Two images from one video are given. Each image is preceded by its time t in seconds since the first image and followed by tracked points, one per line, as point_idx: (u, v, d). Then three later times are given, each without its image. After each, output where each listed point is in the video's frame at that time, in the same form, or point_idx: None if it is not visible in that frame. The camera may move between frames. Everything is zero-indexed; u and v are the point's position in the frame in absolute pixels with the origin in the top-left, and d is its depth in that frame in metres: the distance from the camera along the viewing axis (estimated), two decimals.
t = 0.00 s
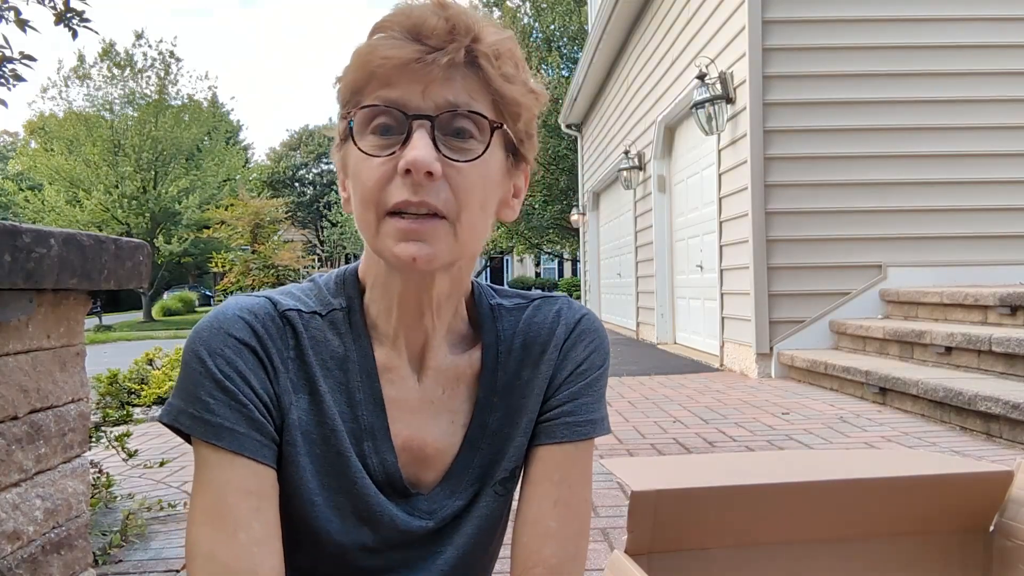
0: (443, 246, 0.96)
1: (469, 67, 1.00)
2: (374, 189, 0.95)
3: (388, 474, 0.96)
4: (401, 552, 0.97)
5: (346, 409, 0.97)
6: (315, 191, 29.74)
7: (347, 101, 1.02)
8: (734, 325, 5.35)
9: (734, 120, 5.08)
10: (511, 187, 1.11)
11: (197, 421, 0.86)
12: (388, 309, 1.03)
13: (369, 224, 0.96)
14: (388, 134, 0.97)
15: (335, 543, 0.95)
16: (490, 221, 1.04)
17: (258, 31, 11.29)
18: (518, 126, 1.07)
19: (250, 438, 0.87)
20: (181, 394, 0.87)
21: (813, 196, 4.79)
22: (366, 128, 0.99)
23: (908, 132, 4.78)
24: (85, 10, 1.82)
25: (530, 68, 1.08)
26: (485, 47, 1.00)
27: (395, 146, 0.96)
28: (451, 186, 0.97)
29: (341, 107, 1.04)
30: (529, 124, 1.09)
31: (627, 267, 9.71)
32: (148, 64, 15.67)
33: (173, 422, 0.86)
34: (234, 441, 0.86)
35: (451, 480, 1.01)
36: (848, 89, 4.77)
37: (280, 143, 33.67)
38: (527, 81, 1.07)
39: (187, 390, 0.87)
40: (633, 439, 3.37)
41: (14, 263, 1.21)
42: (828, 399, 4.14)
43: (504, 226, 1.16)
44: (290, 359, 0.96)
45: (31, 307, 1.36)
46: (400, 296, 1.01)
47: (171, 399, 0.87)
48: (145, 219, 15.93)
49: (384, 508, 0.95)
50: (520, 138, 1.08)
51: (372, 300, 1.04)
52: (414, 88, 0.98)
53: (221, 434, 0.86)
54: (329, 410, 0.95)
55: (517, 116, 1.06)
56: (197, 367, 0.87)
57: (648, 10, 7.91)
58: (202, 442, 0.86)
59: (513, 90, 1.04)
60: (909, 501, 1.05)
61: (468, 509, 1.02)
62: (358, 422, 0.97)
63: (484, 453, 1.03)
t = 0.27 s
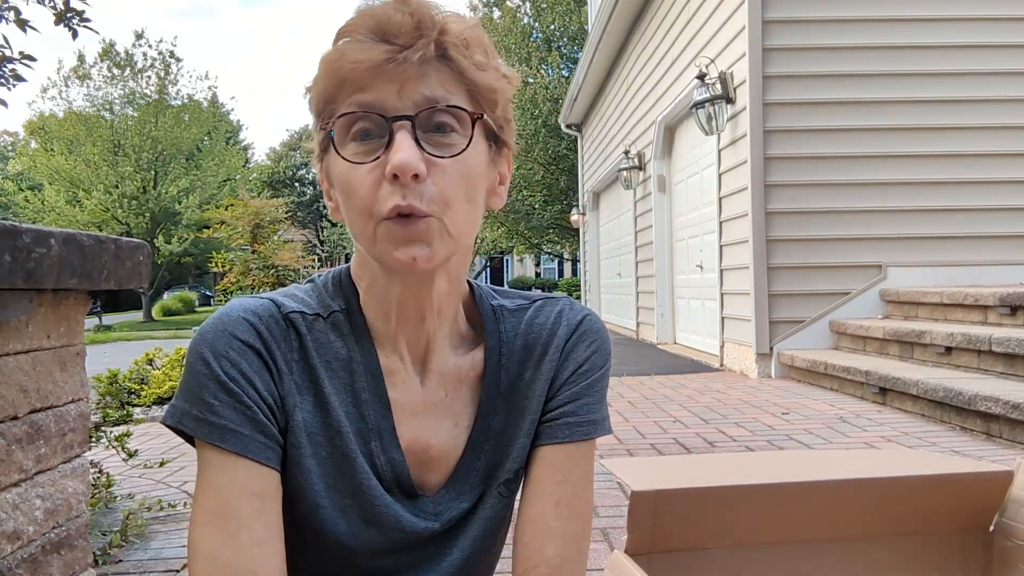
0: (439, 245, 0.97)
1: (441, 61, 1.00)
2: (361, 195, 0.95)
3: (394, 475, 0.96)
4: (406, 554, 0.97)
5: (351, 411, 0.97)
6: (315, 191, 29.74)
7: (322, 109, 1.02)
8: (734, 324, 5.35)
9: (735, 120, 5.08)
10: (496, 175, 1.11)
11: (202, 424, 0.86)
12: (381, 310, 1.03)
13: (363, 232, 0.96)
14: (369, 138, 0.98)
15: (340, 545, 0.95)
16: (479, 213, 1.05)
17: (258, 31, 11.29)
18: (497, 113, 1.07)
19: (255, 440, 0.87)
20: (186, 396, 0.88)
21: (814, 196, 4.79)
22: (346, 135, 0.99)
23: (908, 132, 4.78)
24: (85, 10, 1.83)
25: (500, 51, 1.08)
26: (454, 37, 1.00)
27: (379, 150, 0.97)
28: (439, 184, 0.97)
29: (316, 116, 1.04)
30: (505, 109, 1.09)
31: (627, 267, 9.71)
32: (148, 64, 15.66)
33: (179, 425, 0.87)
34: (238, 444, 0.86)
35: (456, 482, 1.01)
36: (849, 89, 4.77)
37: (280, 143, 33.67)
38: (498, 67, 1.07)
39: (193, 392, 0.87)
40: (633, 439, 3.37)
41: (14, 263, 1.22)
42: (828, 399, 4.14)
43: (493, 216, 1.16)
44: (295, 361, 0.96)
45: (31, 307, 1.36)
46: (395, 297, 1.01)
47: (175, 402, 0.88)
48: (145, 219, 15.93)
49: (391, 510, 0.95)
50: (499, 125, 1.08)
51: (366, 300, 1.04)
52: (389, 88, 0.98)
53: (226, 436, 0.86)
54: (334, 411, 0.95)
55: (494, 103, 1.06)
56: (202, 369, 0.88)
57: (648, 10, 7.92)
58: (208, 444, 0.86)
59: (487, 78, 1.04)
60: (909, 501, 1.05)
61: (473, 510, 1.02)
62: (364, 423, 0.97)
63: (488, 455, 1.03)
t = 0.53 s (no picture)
0: (440, 270, 0.99)
1: (443, 78, 0.99)
2: (365, 221, 0.95)
3: (390, 473, 0.96)
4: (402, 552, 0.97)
5: (347, 409, 0.97)
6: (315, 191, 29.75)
7: (321, 122, 1.01)
8: (734, 325, 5.36)
9: (735, 120, 5.08)
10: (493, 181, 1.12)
11: (199, 421, 0.86)
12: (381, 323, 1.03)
13: (368, 256, 0.97)
14: (371, 161, 0.97)
15: (336, 543, 0.94)
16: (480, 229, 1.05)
17: (258, 31, 11.29)
18: (498, 125, 1.07)
19: (252, 437, 0.87)
20: (183, 394, 0.88)
21: (813, 196, 4.79)
22: (347, 154, 0.98)
23: (907, 132, 4.78)
24: (85, 10, 1.83)
25: (500, 56, 1.07)
26: (456, 53, 0.99)
27: (382, 175, 0.96)
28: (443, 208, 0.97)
29: (315, 128, 1.02)
30: (506, 119, 1.09)
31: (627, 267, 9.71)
32: (148, 64, 15.66)
33: (176, 423, 0.86)
34: (236, 440, 0.86)
35: (451, 481, 1.01)
36: (849, 89, 4.77)
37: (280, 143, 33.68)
38: (499, 77, 1.06)
39: (190, 390, 0.87)
40: (633, 439, 3.37)
41: (14, 263, 1.21)
42: (828, 399, 4.14)
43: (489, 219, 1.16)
44: (291, 360, 0.96)
45: (31, 306, 1.36)
46: (396, 315, 1.02)
47: (173, 400, 0.88)
48: (145, 219, 15.94)
49: (387, 508, 0.95)
50: (499, 137, 1.08)
51: (365, 310, 1.03)
52: (391, 111, 0.97)
53: (223, 433, 0.86)
54: (330, 411, 0.95)
55: (495, 117, 1.06)
56: (199, 367, 0.88)
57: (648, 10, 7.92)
58: (205, 441, 0.86)
59: (489, 93, 1.03)
60: (909, 501, 1.05)
61: (469, 509, 1.02)
62: (360, 422, 0.97)
63: (483, 453, 1.03)
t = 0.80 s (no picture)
0: (445, 270, 0.99)
1: (451, 78, 0.99)
2: (372, 217, 0.95)
3: (394, 478, 0.96)
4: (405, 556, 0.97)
5: (351, 415, 0.97)
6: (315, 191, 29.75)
7: (327, 121, 1.01)
8: (734, 324, 5.36)
9: (734, 120, 5.08)
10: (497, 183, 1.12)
11: (202, 431, 0.86)
12: (385, 325, 1.03)
13: (374, 253, 0.96)
14: (378, 158, 0.97)
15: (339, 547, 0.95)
16: (484, 229, 1.05)
17: (257, 31, 11.29)
18: (503, 127, 1.07)
19: (255, 446, 0.87)
20: (186, 403, 0.88)
21: (813, 196, 4.79)
22: (355, 152, 0.98)
23: (907, 132, 4.78)
24: (85, 10, 1.83)
25: (507, 61, 1.08)
26: (464, 54, 0.99)
27: (389, 172, 0.96)
28: (450, 207, 0.97)
29: (321, 127, 1.02)
30: (511, 122, 1.09)
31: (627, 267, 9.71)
32: (148, 64, 15.66)
33: (179, 432, 0.87)
34: (238, 449, 0.86)
35: (454, 486, 1.01)
36: (848, 89, 4.77)
37: (281, 143, 33.69)
38: (505, 80, 1.07)
39: (193, 400, 0.87)
40: (633, 439, 3.37)
41: (14, 263, 1.21)
42: (828, 399, 4.14)
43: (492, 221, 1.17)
44: (294, 367, 0.96)
45: (31, 307, 1.36)
46: (401, 317, 1.02)
47: (176, 410, 0.88)
48: (145, 219, 15.94)
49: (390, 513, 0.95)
50: (505, 139, 1.08)
51: (369, 312, 1.03)
52: (400, 108, 0.97)
53: (226, 442, 0.86)
54: (334, 416, 0.95)
55: (501, 119, 1.07)
56: (202, 376, 0.88)
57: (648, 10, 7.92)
58: (207, 451, 0.86)
59: (495, 94, 1.04)
60: (910, 501, 1.05)
61: (472, 513, 1.02)
62: (363, 428, 0.97)
63: (487, 459, 1.03)
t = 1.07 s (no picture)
0: (434, 249, 0.97)
1: (436, 62, 1.00)
2: (358, 196, 0.95)
3: (393, 478, 0.96)
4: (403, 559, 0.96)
5: (347, 417, 0.97)
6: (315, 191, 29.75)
7: (319, 113, 1.03)
8: (734, 325, 5.36)
9: (735, 120, 5.07)
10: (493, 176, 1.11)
11: (198, 433, 0.88)
12: (377, 314, 1.03)
13: (361, 234, 0.96)
14: (365, 141, 0.98)
15: (337, 551, 0.95)
16: (477, 216, 1.04)
17: (257, 31, 11.30)
18: (493, 114, 1.07)
19: (249, 447, 0.89)
20: (182, 405, 0.90)
21: (813, 196, 4.79)
22: (344, 137, 0.99)
23: (908, 132, 4.78)
24: (85, 10, 1.83)
25: (495, 51, 1.07)
26: (449, 39, 0.99)
27: (375, 153, 0.96)
28: (436, 185, 0.97)
29: (314, 119, 1.04)
30: (501, 110, 1.09)
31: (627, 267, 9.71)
32: (148, 64, 15.66)
33: (177, 432, 0.89)
34: (232, 451, 0.88)
35: (454, 490, 1.00)
36: (849, 89, 4.77)
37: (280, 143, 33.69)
38: (494, 69, 1.07)
39: (188, 401, 0.89)
40: (633, 439, 3.37)
41: (14, 263, 1.21)
42: (828, 399, 4.14)
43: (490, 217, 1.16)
44: (289, 368, 0.96)
45: (31, 307, 1.36)
46: (392, 305, 1.01)
47: (173, 411, 0.90)
48: (145, 219, 15.94)
49: (387, 515, 0.94)
50: (496, 127, 1.07)
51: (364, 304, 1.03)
52: (385, 90, 0.98)
53: (221, 445, 0.88)
54: (330, 418, 0.95)
55: (490, 104, 1.06)
56: (196, 379, 0.89)
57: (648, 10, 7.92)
58: (204, 452, 0.88)
59: (482, 80, 1.04)
60: (910, 501, 1.05)
61: (471, 518, 1.01)
62: (360, 430, 0.96)
63: (486, 461, 1.02)
